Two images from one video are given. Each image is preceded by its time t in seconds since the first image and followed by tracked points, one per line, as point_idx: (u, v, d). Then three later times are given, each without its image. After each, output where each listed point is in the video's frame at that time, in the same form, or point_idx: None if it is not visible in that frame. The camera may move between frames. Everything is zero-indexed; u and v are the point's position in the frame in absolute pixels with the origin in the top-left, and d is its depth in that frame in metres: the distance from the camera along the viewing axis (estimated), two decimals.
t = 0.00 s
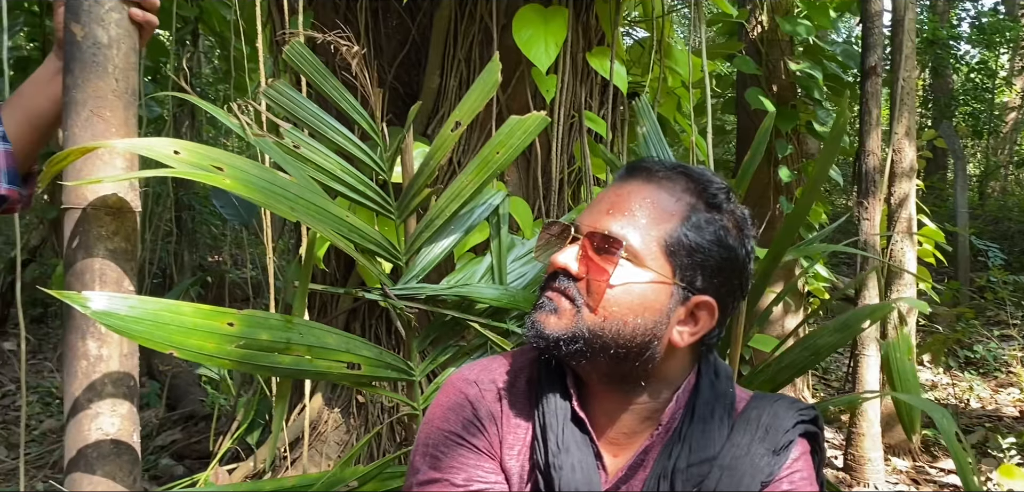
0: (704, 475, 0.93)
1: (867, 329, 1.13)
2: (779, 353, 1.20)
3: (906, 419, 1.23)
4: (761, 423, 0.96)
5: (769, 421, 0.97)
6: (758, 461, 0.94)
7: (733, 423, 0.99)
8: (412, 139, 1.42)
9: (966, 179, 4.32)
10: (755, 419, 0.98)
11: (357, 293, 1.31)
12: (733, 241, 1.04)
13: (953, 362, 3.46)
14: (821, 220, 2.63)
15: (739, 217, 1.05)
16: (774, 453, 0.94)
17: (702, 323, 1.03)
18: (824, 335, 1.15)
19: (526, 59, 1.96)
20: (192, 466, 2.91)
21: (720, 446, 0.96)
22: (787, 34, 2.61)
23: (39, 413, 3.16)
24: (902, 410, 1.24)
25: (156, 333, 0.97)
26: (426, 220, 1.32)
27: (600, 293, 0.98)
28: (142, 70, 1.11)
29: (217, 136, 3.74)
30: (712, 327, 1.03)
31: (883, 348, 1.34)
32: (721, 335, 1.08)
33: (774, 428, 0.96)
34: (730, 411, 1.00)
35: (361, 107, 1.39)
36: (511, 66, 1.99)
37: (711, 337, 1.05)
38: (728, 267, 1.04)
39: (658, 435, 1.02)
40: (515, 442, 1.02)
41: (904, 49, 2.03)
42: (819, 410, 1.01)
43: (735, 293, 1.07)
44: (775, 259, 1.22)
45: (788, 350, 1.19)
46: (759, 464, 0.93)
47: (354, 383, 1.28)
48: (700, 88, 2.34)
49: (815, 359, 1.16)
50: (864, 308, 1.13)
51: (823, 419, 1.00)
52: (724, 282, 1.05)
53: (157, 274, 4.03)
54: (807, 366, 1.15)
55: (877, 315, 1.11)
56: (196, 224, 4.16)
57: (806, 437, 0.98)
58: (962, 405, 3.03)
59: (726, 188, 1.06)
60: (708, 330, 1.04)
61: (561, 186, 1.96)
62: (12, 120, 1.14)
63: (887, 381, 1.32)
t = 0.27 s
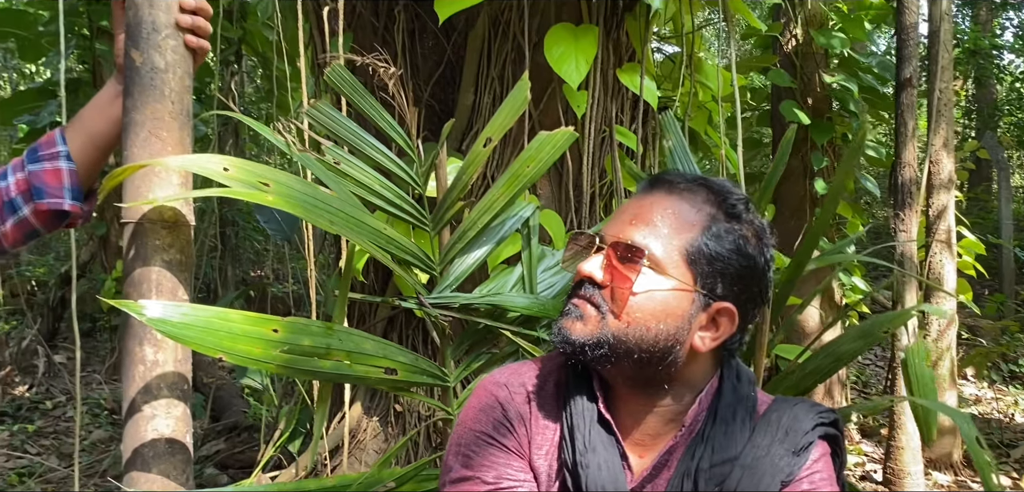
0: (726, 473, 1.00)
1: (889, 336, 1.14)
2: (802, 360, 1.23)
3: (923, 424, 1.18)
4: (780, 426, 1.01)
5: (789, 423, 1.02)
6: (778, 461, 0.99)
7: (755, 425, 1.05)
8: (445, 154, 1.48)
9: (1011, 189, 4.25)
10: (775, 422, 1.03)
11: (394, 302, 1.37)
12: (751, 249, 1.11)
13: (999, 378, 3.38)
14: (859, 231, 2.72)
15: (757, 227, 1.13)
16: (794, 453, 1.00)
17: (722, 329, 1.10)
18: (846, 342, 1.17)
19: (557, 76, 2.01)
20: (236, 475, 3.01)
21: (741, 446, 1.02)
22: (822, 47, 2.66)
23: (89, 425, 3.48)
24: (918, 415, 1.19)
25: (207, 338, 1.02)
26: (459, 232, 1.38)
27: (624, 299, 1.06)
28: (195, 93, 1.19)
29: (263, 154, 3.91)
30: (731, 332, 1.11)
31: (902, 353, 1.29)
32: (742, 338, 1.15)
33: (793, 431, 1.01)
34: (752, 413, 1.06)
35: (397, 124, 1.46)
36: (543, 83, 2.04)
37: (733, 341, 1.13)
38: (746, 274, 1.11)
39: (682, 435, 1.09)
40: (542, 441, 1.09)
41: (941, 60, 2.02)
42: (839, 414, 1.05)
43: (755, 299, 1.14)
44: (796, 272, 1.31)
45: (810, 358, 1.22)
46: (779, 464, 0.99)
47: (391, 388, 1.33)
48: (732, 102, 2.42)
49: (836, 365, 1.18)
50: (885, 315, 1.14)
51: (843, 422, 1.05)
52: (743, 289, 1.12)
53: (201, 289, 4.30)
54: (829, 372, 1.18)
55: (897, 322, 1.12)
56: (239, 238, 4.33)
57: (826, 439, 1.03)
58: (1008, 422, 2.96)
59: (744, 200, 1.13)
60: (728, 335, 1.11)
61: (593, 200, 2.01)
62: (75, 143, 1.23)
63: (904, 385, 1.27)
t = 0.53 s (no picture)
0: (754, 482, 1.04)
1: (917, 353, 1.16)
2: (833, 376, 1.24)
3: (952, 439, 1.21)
4: (807, 437, 1.05)
5: (816, 435, 1.06)
6: (805, 471, 1.02)
7: (782, 436, 1.09)
8: (481, 174, 1.53)
9: None
10: (801, 433, 1.07)
11: (431, 318, 1.42)
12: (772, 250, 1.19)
13: None
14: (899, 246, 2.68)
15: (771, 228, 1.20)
16: (820, 464, 1.03)
17: (765, 328, 1.19)
18: (874, 358, 1.19)
19: (591, 96, 2.06)
20: (278, 487, 3.10)
21: (769, 457, 1.06)
22: (858, 61, 2.67)
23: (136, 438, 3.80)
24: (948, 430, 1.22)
25: (256, 353, 1.08)
26: (494, 250, 1.42)
27: (700, 343, 1.09)
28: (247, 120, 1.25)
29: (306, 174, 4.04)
30: (773, 327, 1.20)
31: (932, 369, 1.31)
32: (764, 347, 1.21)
33: (819, 441, 1.05)
34: (778, 423, 1.10)
35: (434, 147, 1.51)
36: (577, 103, 2.08)
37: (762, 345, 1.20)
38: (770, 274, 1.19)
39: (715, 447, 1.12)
40: (572, 451, 1.13)
41: (981, 73, 2.00)
42: (865, 426, 1.08)
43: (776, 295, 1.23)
44: (824, 291, 1.32)
45: (841, 373, 1.23)
46: (806, 474, 1.02)
47: (430, 402, 1.37)
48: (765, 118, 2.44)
49: (867, 381, 1.19)
50: (913, 333, 1.16)
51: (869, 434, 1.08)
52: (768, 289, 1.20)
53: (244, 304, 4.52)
54: (859, 387, 1.19)
55: (925, 339, 1.15)
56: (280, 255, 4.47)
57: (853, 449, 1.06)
58: None
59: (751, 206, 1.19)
60: (769, 331, 1.20)
61: (627, 216, 2.06)
62: (133, 168, 1.30)
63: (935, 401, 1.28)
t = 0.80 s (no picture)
0: (780, 489, 1.05)
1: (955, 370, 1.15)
2: (870, 392, 1.25)
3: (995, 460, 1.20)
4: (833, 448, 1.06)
5: (840, 446, 1.07)
6: (830, 481, 1.02)
7: (806, 446, 1.12)
8: (517, 194, 1.57)
9: None
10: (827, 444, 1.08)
11: (470, 335, 1.45)
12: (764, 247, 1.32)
13: None
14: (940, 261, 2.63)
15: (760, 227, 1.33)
16: (846, 474, 1.04)
17: (775, 319, 1.33)
18: (910, 376, 1.19)
19: (625, 114, 2.09)
20: None
21: (794, 467, 1.07)
22: (896, 74, 2.67)
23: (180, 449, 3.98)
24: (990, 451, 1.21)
25: (302, 369, 1.11)
26: (530, 268, 1.45)
27: (731, 346, 1.21)
28: (294, 143, 1.31)
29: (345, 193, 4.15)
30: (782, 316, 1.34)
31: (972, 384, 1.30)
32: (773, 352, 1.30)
33: (843, 452, 1.06)
34: (802, 433, 1.13)
35: (471, 167, 1.55)
36: (611, 121, 2.12)
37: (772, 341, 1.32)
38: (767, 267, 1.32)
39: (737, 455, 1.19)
40: (601, 464, 1.23)
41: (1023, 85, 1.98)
42: (891, 436, 1.10)
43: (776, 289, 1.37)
44: (857, 310, 1.34)
45: (877, 390, 1.24)
46: (831, 484, 1.02)
47: (468, 417, 1.41)
48: (799, 134, 2.44)
49: (902, 398, 1.19)
50: (952, 351, 1.14)
51: (896, 444, 1.09)
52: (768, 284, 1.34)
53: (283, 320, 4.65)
54: (894, 405, 1.20)
55: (963, 356, 1.12)
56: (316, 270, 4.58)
57: (878, 461, 1.07)
58: None
59: (737, 211, 1.32)
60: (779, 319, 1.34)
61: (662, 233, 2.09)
62: (187, 190, 1.33)
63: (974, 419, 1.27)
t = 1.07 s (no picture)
0: None
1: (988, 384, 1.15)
2: (903, 404, 1.25)
3: None
4: (852, 458, 1.12)
5: (860, 456, 1.12)
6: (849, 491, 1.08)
7: (826, 456, 1.19)
8: (550, 208, 1.60)
9: None
10: (846, 454, 1.14)
11: (504, 347, 1.48)
12: (800, 274, 1.30)
13: None
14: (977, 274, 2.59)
15: (802, 253, 1.32)
16: (865, 484, 1.08)
17: (792, 348, 1.28)
18: (944, 388, 1.19)
19: (657, 127, 2.12)
20: None
21: (813, 478, 1.15)
22: (931, 84, 2.66)
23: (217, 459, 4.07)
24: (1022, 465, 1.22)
25: (340, 380, 1.15)
26: (564, 282, 1.48)
27: (706, 337, 1.23)
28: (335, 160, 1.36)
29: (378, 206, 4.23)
30: (800, 350, 1.28)
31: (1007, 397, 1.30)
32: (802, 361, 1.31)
33: (863, 462, 1.11)
34: (823, 444, 1.20)
35: (506, 183, 1.58)
36: (643, 135, 2.15)
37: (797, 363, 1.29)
38: (800, 294, 1.30)
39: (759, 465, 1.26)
40: (626, 474, 1.26)
41: None
42: (913, 447, 1.13)
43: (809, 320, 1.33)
44: (888, 325, 1.33)
45: (911, 402, 1.24)
46: None
47: (502, 429, 1.43)
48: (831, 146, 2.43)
49: (936, 411, 1.20)
50: (983, 364, 1.15)
51: (918, 455, 1.13)
52: (801, 309, 1.31)
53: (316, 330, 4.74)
54: (928, 417, 1.20)
55: (995, 370, 1.13)
56: (348, 282, 4.66)
57: (899, 472, 1.10)
58: None
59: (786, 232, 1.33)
60: (796, 353, 1.28)
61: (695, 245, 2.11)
62: (231, 206, 1.38)
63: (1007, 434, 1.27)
